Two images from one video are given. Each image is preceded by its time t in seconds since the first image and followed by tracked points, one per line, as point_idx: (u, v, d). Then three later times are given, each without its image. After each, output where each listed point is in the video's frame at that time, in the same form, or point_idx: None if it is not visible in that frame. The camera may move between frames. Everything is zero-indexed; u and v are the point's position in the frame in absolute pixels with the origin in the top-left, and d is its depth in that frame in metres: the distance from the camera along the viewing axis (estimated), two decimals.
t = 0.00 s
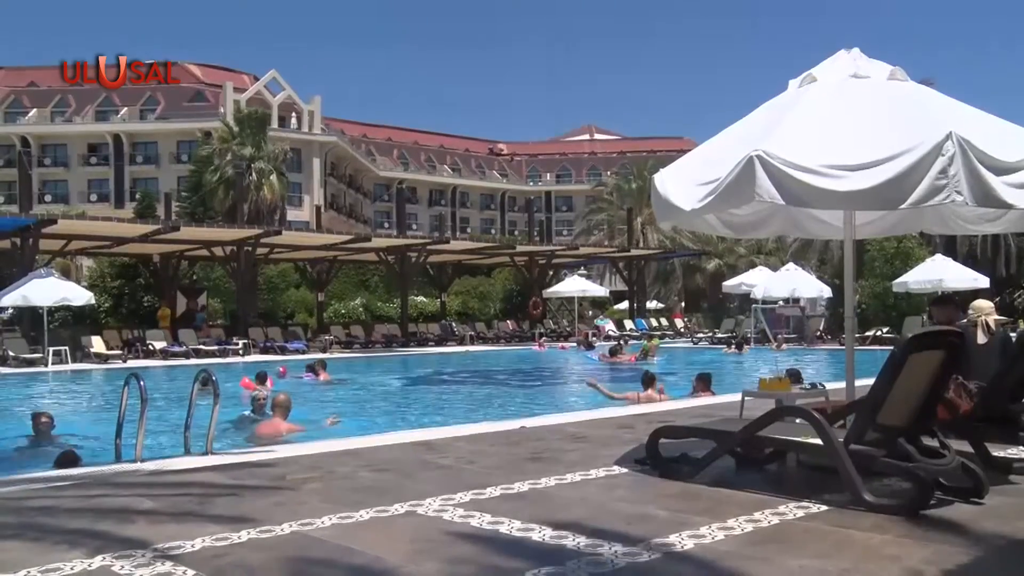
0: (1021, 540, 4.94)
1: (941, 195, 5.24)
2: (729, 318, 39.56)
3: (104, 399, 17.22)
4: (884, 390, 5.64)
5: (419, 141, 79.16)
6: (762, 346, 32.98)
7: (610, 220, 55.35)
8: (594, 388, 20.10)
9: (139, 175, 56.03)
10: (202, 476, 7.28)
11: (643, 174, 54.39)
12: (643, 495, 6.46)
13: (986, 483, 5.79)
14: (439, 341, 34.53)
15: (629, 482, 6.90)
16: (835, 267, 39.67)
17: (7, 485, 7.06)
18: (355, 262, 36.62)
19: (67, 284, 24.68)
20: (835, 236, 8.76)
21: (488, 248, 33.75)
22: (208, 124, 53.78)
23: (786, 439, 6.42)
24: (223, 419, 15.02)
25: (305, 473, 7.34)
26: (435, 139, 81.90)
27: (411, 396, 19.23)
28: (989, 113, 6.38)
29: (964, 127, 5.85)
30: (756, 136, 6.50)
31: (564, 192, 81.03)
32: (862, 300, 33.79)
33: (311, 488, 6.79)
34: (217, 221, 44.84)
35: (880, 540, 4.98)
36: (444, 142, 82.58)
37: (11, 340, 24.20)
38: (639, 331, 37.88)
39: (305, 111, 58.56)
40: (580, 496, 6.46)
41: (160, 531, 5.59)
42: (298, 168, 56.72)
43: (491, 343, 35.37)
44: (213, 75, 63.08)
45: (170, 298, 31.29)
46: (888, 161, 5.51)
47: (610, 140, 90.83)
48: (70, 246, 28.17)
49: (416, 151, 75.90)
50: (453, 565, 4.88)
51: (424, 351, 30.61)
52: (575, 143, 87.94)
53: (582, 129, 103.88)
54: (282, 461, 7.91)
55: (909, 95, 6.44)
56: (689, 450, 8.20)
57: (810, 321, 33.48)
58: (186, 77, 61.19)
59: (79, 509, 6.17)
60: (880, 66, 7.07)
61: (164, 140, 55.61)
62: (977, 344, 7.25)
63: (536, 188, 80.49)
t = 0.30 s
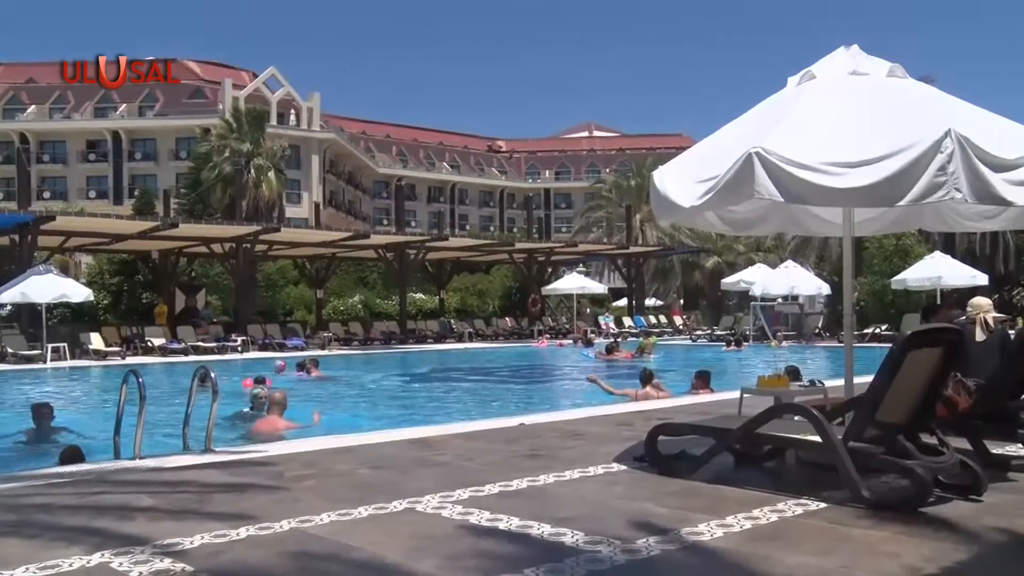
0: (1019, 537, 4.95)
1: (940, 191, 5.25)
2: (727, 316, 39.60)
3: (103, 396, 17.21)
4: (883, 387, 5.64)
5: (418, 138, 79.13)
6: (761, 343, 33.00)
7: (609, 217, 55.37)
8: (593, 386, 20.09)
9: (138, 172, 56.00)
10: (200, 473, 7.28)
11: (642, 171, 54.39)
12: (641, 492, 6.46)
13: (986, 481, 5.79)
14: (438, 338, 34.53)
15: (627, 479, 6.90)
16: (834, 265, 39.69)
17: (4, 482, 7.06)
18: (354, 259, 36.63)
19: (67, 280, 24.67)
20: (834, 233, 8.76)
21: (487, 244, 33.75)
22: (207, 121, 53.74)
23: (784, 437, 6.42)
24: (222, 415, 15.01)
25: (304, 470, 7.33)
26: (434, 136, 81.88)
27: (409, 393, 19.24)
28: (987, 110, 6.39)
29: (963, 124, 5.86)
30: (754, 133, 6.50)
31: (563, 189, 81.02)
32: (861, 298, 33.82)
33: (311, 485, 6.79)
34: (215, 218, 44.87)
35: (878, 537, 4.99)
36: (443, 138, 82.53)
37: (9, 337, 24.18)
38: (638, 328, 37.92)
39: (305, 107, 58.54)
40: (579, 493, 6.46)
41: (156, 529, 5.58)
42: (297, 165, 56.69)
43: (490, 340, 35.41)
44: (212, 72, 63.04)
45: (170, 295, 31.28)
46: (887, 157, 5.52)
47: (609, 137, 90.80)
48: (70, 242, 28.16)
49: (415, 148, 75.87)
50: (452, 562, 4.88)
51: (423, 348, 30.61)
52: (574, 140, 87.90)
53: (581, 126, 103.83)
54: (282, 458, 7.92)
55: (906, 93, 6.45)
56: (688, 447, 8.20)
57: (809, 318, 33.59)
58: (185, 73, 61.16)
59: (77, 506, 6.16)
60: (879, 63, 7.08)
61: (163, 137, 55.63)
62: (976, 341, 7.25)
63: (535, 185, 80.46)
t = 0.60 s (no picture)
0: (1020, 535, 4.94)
1: (943, 188, 5.24)
2: (730, 313, 39.58)
3: (107, 394, 17.23)
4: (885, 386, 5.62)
5: (420, 136, 79.09)
6: (763, 340, 32.95)
7: (611, 215, 55.33)
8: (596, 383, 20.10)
9: (140, 170, 56.01)
10: (203, 471, 7.27)
11: (644, 169, 54.33)
12: (644, 489, 6.45)
13: (989, 479, 5.77)
14: (440, 336, 34.51)
15: (629, 477, 6.90)
16: (837, 262, 39.64)
17: (8, 480, 7.06)
18: (356, 257, 36.60)
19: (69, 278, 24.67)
20: (837, 231, 8.74)
21: (489, 242, 33.71)
22: (209, 118, 53.74)
23: (786, 434, 6.41)
24: (224, 413, 15.02)
25: (306, 468, 7.33)
26: (436, 133, 81.83)
27: (411, 391, 19.26)
28: (990, 108, 6.36)
29: (966, 121, 5.85)
30: (756, 130, 6.49)
31: (565, 187, 81.00)
32: (864, 294, 33.78)
33: (313, 483, 6.79)
34: (218, 216, 44.85)
35: (881, 535, 4.98)
36: (445, 136, 82.48)
37: (13, 335, 24.19)
38: (641, 326, 37.89)
39: (307, 105, 58.52)
40: (581, 491, 6.47)
41: (159, 526, 5.58)
42: (300, 163, 56.67)
43: (492, 338, 35.41)
44: (214, 70, 63.02)
45: (172, 292, 31.14)
46: (889, 154, 5.51)
47: (611, 134, 90.73)
48: (72, 241, 28.16)
49: (418, 146, 75.84)
50: (454, 560, 4.88)
51: (425, 346, 30.61)
52: (575, 138, 87.84)
53: (583, 124, 103.79)
54: (284, 455, 7.91)
55: (909, 90, 6.44)
56: (690, 444, 8.19)
57: (811, 316, 33.55)
58: (187, 71, 61.16)
59: (81, 504, 6.16)
60: (882, 59, 7.06)
61: (165, 135, 55.65)
62: (979, 338, 7.23)
63: (537, 182, 80.43)
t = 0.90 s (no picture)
0: None
1: (950, 186, 5.22)
2: (736, 312, 39.54)
3: (115, 394, 17.25)
4: (893, 384, 5.60)
5: (426, 135, 79.12)
6: (770, 339, 32.91)
7: (617, 214, 55.30)
8: (602, 382, 20.11)
9: (147, 170, 56.17)
10: (210, 470, 7.28)
11: (650, 167, 54.32)
12: (650, 489, 6.45)
13: (998, 477, 5.73)
14: (446, 335, 34.53)
15: (635, 476, 6.90)
16: (844, 260, 39.56)
17: (18, 480, 7.09)
18: (363, 256, 36.67)
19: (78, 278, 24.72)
20: (843, 229, 8.72)
21: (495, 241, 33.73)
22: (215, 119, 53.85)
23: (793, 433, 6.40)
24: (230, 412, 15.04)
25: (313, 468, 7.35)
26: (442, 133, 81.86)
27: (417, 390, 19.30)
28: (997, 105, 6.33)
29: (973, 119, 5.82)
30: (762, 130, 6.47)
31: (571, 186, 80.99)
32: (871, 293, 33.73)
33: (320, 483, 6.79)
34: (225, 216, 44.96)
35: (890, 534, 4.97)
36: (450, 135, 82.50)
37: (21, 335, 24.25)
38: (647, 325, 37.88)
39: (313, 105, 58.60)
40: (587, 490, 6.47)
41: (167, 525, 5.59)
42: (306, 163, 56.73)
43: (498, 337, 35.44)
44: (221, 70, 63.09)
45: (179, 293, 31.32)
46: (895, 153, 5.50)
47: (617, 133, 90.64)
48: (80, 240, 28.26)
49: (424, 145, 75.91)
50: (461, 559, 4.88)
51: (431, 345, 30.65)
52: (581, 137, 87.78)
53: (589, 123, 103.74)
54: (291, 455, 7.92)
55: (916, 87, 6.42)
56: (698, 443, 8.18)
57: (818, 314, 33.52)
58: (192, 71, 61.27)
59: (90, 503, 6.18)
60: (889, 57, 7.04)
61: (171, 135, 55.80)
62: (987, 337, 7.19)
63: (543, 181, 80.39)
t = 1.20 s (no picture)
0: None
1: (963, 187, 5.18)
2: (746, 314, 39.44)
3: (126, 395, 17.31)
4: (905, 386, 5.58)
5: (435, 137, 79.19)
6: (780, 341, 32.83)
7: (625, 215, 55.23)
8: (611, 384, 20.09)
9: (157, 172, 56.37)
10: (221, 472, 7.29)
11: (659, 169, 54.27)
12: (660, 490, 6.44)
13: (1011, 480, 5.71)
14: (455, 337, 34.52)
15: (645, 478, 6.88)
16: (853, 261, 39.43)
17: (31, 481, 7.12)
18: (372, 258, 36.65)
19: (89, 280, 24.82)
20: (854, 230, 8.69)
21: (504, 243, 33.71)
22: (225, 121, 54.01)
23: (804, 435, 6.39)
24: (239, 413, 15.06)
25: (323, 469, 7.36)
26: (451, 134, 81.91)
27: (427, 392, 19.33)
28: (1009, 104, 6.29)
29: (985, 119, 5.79)
30: (772, 131, 6.46)
31: (580, 187, 80.92)
32: (881, 294, 33.61)
33: (329, 484, 6.81)
34: (235, 217, 45.08)
35: (902, 537, 4.95)
36: (460, 137, 82.54)
37: (33, 336, 24.37)
38: (656, 326, 37.84)
39: (322, 107, 58.72)
40: (596, 492, 6.46)
41: (179, 526, 5.62)
42: (315, 164, 56.83)
43: (507, 338, 35.46)
44: (230, 72, 63.25)
45: (189, 294, 31.42)
46: (906, 154, 5.48)
47: (626, 134, 90.52)
48: (91, 242, 28.38)
49: (432, 147, 76.00)
50: (471, 560, 4.89)
51: (440, 347, 30.66)
52: (590, 139, 87.70)
53: (598, 124, 103.66)
54: (301, 456, 7.94)
55: (928, 87, 6.39)
56: (707, 445, 8.15)
57: (829, 316, 33.43)
58: (202, 73, 61.47)
59: (101, 504, 6.20)
60: (900, 58, 7.02)
61: (182, 137, 56.01)
62: (1000, 338, 7.13)
63: (552, 183, 80.34)
